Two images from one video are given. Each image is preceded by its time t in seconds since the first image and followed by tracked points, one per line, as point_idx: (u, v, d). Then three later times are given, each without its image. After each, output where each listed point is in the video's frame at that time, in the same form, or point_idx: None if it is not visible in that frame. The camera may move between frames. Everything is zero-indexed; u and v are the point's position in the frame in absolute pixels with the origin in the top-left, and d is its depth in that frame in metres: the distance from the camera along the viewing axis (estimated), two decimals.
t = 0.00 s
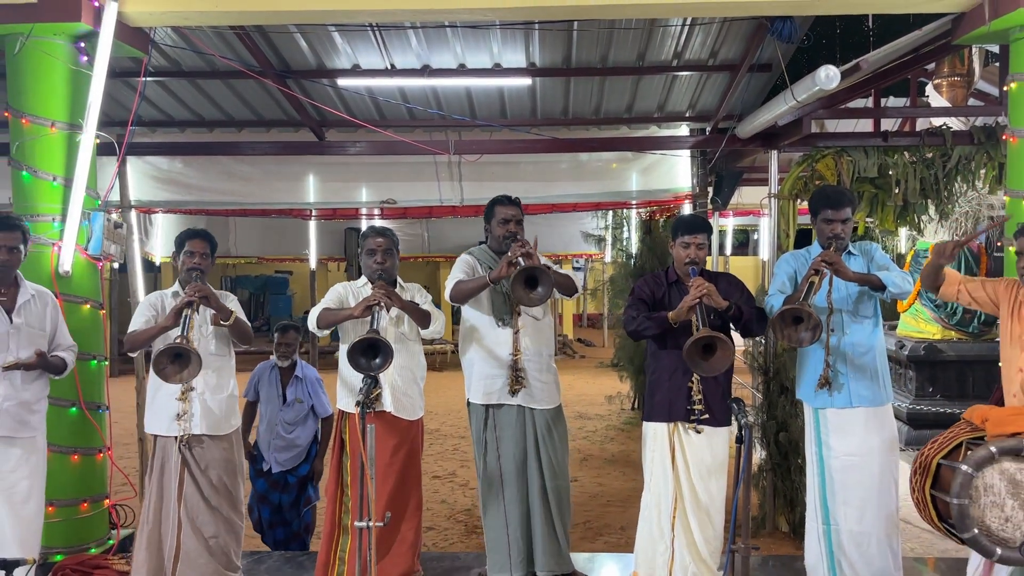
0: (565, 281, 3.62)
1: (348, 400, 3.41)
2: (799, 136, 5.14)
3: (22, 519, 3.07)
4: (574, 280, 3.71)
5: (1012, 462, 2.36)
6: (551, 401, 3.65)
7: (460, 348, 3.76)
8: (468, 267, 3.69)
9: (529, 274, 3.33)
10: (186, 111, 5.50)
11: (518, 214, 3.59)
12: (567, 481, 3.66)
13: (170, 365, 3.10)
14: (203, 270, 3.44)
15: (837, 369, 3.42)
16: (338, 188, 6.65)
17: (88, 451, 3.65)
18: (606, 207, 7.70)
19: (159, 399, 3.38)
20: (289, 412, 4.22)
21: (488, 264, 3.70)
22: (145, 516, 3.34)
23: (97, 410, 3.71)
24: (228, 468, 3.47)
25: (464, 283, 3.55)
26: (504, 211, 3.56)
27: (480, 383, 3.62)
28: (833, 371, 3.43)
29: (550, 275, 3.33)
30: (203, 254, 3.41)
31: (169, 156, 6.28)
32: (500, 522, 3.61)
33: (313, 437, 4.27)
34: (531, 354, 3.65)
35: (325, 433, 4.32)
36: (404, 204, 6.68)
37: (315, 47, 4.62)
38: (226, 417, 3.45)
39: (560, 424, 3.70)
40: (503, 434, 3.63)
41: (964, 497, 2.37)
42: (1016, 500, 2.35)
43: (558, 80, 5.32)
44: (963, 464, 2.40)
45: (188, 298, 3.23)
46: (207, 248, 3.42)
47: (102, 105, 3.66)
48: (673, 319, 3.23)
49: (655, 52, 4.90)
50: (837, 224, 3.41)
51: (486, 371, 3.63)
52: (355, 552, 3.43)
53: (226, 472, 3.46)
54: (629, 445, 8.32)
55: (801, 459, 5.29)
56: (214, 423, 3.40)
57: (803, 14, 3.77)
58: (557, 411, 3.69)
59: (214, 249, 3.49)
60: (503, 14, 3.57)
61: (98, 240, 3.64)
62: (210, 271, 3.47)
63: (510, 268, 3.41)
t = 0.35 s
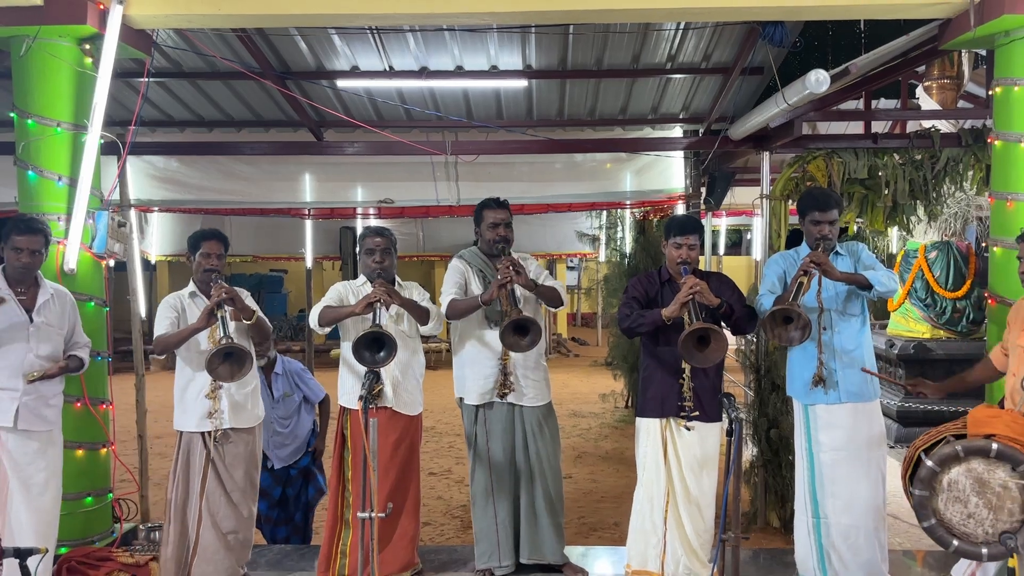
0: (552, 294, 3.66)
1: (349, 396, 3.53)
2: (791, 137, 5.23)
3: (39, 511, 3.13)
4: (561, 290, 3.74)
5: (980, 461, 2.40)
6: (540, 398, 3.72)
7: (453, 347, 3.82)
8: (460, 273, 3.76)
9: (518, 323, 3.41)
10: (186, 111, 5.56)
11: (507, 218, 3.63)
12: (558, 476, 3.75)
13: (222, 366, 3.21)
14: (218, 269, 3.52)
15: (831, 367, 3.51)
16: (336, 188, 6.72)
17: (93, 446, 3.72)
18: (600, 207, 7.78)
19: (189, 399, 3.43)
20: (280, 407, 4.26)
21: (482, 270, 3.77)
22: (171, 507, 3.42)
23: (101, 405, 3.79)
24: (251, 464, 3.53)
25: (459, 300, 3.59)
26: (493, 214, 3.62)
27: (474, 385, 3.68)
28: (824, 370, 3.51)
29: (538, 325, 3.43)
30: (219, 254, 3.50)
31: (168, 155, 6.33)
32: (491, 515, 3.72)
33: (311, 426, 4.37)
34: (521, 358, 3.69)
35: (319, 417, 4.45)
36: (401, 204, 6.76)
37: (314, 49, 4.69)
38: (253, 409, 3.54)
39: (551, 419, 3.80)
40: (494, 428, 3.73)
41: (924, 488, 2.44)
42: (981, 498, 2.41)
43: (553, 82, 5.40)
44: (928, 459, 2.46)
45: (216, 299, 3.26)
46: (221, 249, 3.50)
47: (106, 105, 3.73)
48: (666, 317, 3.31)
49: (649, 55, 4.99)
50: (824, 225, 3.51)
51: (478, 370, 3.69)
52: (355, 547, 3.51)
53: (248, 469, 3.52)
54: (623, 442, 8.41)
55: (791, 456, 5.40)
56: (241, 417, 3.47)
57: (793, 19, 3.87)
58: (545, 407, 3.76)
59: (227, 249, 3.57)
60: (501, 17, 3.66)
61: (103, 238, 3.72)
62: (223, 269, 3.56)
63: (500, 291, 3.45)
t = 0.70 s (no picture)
0: (545, 295, 3.74)
1: (347, 392, 3.57)
2: (782, 139, 5.33)
3: (50, 502, 3.29)
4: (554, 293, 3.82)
5: (955, 450, 2.65)
6: (533, 394, 3.81)
7: (449, 344, 3.89)
8: (456, 270, 3.84)
9: (505, 321, 3.46)
10: (187, 111, 5.63)
11: (504, 220, 3.69)
12: (552, 472, 3.84)
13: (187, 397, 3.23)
14: (215, 268, 3.56)
15: (821, 366, 3.60)
16: (334, 187, 6.80)
17: (96, 440, 3.81)
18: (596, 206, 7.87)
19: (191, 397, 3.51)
20: (277, 400, 4.36)
21: (477, 267, 3.86)
22: (170, 497, 3.48)
23: (104, 400, 3.87)
24: (247, 457, 3.60)
25: (451, 297, 3.67)
26: (488, 215, 3.68)
27: (467, 380, 3.78)
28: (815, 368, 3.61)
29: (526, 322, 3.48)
30: (212, 253, 3.52)
31: (169, 154, 6.40)
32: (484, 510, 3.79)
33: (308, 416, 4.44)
34: (513, 355, 3.78)
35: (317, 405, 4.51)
36: (398, 203, 6.84)
37: (314, 51, 4.76)
38: (255, 405, 3.62)
39: (544, 417, 3.88)
40: (490, 426, 3.80)
41: (902, 475, 2.67)
42: (955, 485, 2.64)
43: (549, 84, 5.49)
44: (907, 447, 2.69)
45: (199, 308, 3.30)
46: (214, 248, 3.52)
47: (110, 106, 3.80)
48: (658, 316, 3.39)
49: (644, 58, 5.08)
50: (817, 227, 3.57)
51: (472, 367, 3.79)
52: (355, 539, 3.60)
53: (246, 463, 3.59)
54: (618, 440, 8.50)
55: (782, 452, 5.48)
56: (243, 411, 3.56)
57: (784, 24, 3.95)
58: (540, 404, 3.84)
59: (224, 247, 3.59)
60: (498, 21, 3.73)
61: (107, 236, 3.80)
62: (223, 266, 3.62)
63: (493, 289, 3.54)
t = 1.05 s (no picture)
0: (536, 288, 3.85)
1: (342, 387, 3.68)
2: (772, 141, 5.43)
3: (54, 495, 3.40)
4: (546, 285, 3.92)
5: (922, 434, 2.83)
6: (526, 390, 3.90)
7: (448, 340, 4.00)
8: (452, 269, 3.95)
9: (485, 308, 3.49)
10: (187, 111, 5.73)
11: (494, 220, 3.79)
12: (544, 466, 3.93)
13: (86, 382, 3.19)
14: (197, 262, 3.64)
15: (809, 360, 3.74)
16: (331, 187, 6.89)
17: (98, 434, 3.91)
18: (591, 207, 7.98)
19: (161, 383, 3.61)
20: (280, 393, 4.54)
21: (471, 265, 3.97)
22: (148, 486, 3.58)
23: (107, 395, 3.97)
24: (224, 447, 3.68)
25: (445, 295, 3.79)
26: (478, 216, 3.78)
27: (463, 375, 3.88)
28: (807, 364, 3.73)
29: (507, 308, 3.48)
30: (197, 248, 3.61)
31: (170, 155, 6.50)
32: (476, 504, 3.88)
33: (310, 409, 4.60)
34: (507, 350, 3.90)
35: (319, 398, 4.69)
36: (395, 203, 6.94)
37: (313, 54, 4.87)
38: (225, 401, 3.66)
39: (536, 414, 3.96)
40: (485, 421, 3.89)
41: (872, 455, 2.83)
42: (921, 468, 2.82)
43: (543, 87, 5.60)
44: (878, 430, 2.85)
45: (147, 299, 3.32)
46: (205, 243, 3.63)
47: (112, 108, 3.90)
48: (642, 315, 3.47)
49: (635, 62, 5.18)
50: (818, 228, 3.68)
51: (468, 362, 3.89)
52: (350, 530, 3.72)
53: (220, 454, 3.67)
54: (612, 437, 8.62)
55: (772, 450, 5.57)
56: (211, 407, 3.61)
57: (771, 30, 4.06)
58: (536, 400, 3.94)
59: (215, 244, 3.68)
60: (492, 26, 3.83)
61: (109, 235, 3.90)
62: (209, 263, 3.71)
63: (480, 285, 3.62)
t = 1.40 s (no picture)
0: (537, 279, 3.94)
1: (340, 377, 3.80)
2: (764, 141, 5.51)
3: (69, 480, 3.53)
4: (547, 276, 4.03)
5: (893, 417, 2.96)
6: (525, 382, 4.00)
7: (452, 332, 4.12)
8: (457, 264, 4.08)
9: (473, 283, 3.54)
10: (190, 109, 5.84)
11: (500, 214, 3.89)
12: (539, 456, 4.05)
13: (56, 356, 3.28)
14: (197, 268, 3.73)
15: (814, 354, 3.83)
16: (332, 185, 7.00)
17: (104, 424, 4.02)
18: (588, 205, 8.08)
19: (143, 371, 3.72)
20: (298, 386, 4.73)
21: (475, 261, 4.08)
22: (134, 475, 3.69)
23: (113, 386, 4.08)
24: (210, 436, 3.78)
25: (445, 281, 3.91)
26: (485, 210, 3.88)
27: (466, 365, 4.01)
28: (804, 357, 3.85)
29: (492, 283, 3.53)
30: (200, 256, 3.71)
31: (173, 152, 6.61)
32: (476, 492, 4.00)
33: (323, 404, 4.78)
34: (508, 341, 4.00)
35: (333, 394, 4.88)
36: (395, 200, 7.05)
37: (314, 54, 4.97)
38: (200, 398, 3.71)
39: (536, 405, 4.07)
40: (485, 412, 4.00)
41: (849, 444, 2.96)
42: (897, 450, 2.94)
43: (540, 87, 5.70)
44: (853, 418, 2.98)
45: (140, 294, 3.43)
46: (207, 251, 3.72)
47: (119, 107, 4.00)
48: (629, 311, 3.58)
49: (630, 62, 5.29)
50: (821, 224, 3.80)
51: (469, 353, 4.01)
52: (349, 517, 3.82)
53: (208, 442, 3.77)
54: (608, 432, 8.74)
55: (765, 444, 5.67)
56: (186, 402, 3.68)
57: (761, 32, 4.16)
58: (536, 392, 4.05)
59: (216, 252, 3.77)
60: (489, 27, 3.93)
61: (115, 230, 4.01)
62: (209, 270, 3.79)
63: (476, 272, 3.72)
